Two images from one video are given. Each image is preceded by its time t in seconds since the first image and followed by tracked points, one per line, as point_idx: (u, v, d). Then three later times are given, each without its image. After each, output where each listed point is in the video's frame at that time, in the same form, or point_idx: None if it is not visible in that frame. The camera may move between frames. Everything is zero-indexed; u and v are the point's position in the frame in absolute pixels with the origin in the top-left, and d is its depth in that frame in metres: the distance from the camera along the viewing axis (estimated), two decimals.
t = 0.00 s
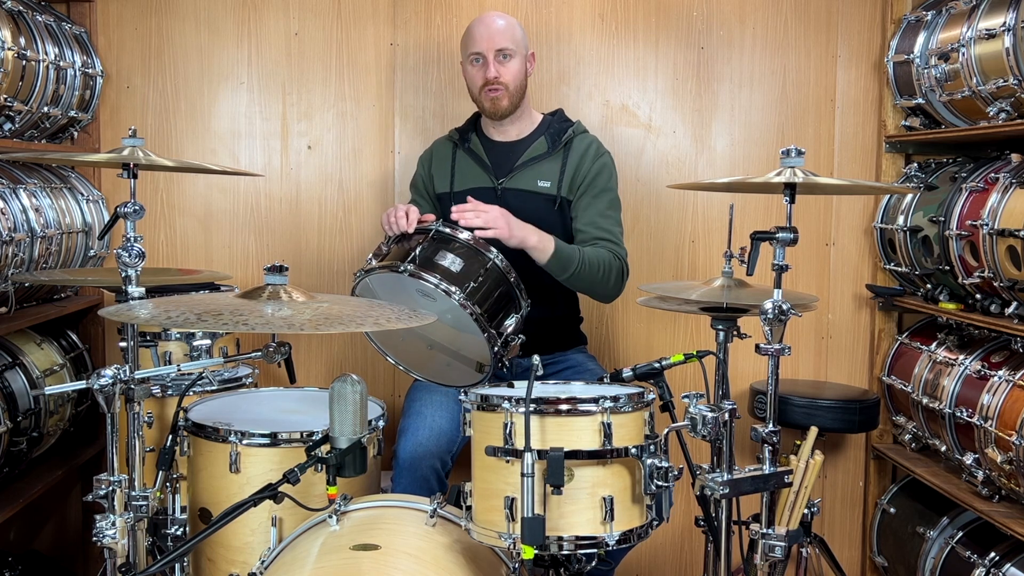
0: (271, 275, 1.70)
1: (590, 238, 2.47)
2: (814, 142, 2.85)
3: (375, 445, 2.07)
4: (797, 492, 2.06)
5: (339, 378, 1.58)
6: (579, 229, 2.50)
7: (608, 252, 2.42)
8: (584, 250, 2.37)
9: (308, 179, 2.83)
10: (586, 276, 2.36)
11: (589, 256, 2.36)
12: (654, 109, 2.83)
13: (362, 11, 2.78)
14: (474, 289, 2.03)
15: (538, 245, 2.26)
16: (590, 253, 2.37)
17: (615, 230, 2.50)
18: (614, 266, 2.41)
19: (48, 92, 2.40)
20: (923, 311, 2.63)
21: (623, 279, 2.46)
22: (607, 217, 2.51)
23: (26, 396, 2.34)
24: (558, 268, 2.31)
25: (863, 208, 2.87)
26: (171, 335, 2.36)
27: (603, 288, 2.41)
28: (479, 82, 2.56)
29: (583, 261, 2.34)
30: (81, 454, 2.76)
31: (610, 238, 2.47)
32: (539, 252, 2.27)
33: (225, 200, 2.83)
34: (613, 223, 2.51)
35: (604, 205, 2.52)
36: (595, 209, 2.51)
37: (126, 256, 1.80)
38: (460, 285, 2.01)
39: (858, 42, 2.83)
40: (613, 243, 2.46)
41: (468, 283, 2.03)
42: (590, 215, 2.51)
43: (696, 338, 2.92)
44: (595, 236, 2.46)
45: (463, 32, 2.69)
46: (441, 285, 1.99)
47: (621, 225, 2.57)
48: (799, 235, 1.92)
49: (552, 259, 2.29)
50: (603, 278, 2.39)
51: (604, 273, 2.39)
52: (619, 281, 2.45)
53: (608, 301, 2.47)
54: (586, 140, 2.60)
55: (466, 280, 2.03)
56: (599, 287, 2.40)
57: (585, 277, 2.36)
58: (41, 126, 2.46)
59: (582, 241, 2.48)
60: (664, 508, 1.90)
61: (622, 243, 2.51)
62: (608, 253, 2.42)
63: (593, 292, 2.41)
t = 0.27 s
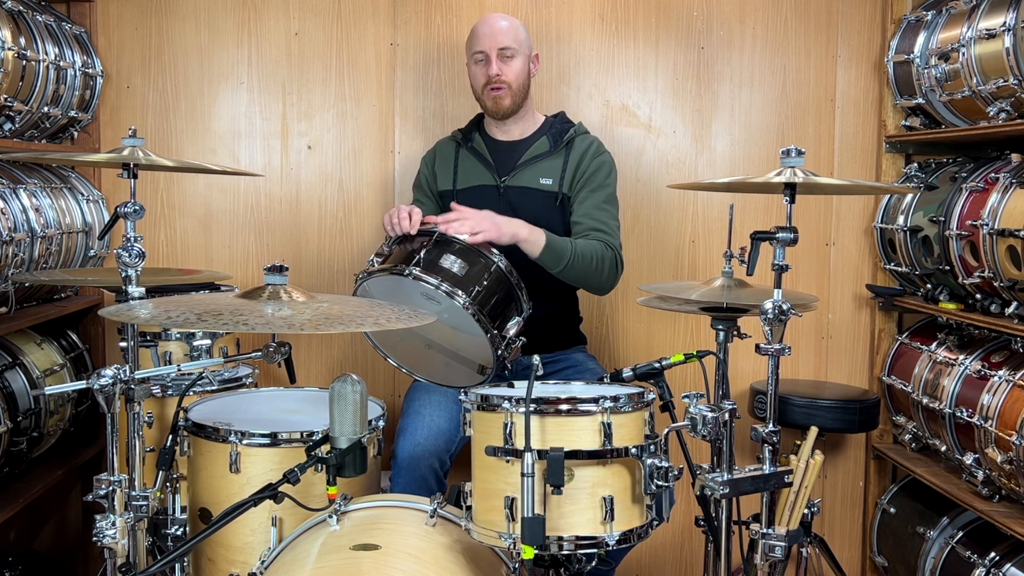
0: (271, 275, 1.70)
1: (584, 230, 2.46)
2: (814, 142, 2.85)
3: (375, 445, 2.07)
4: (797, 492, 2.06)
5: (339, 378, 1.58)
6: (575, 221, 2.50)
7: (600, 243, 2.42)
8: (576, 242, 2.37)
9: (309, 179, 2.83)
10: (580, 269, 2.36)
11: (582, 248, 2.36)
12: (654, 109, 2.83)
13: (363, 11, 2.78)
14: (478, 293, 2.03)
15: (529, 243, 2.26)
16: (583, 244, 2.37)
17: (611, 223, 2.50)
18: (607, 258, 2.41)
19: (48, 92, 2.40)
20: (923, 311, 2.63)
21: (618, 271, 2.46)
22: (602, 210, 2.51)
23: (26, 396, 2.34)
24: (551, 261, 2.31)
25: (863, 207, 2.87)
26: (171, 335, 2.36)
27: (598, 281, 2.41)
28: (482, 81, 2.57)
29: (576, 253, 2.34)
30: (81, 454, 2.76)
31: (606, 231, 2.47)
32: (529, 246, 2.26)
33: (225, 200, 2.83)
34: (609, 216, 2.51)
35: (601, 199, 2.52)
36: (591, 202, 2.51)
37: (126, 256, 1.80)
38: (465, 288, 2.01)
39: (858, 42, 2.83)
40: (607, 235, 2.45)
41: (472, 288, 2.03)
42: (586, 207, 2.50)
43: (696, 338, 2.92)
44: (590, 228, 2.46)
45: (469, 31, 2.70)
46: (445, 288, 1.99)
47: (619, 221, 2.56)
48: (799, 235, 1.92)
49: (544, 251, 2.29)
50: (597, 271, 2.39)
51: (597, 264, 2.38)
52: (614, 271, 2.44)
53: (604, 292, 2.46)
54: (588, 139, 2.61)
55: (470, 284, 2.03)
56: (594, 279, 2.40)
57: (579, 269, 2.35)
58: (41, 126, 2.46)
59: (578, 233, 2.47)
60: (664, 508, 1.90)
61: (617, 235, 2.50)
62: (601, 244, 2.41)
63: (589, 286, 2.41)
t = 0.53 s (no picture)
0: (271, 275, 1.70)
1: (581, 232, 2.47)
2: (814, 142, 2.85)
3: (375, 445, 2.07)
4: (797, 492, 2.06)
5: (339, 378, 1.58)
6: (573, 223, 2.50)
7: (596, 247, 2.42)
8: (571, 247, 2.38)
9: (309, 179, 2.83)
10: (578, 274, 2.37)
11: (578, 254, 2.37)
12: (654, 109, 2.83)
13: (363, 11, 2.78)
14: (481, 292, 2.03)
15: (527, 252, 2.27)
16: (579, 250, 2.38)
17: (609, 226, 2.50)
18: (604, 262, 2.41)
19: (48, 92, 2.40)
20: (923, 311, 2.63)
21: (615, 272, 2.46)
22: (599, 212, 2.51)
23: (26, 396, 2.34)
24: (547, 269, 2.32)
25: (863, 207, 2.87)
26: (171, 335, 2.36)
27: (596, 285, 2.42)
28: (481, 80, 2.57)
29: (572, 260, 2.35)
30: (81, 454, 2.76)
31: (602, 233, 2.47)
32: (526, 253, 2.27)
33: (225, 200, 2.83)
34: (606, 218, 2.51)
35: (599, 200, 2.52)
36: (588, 203, 2.51)
37: (126, 256, 1.80)
38: (467, 287, 2.01)
39: (858, 42, 2.83)
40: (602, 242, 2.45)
41: (476, 287, 2.03)
42: (584, 208, 2.51)
43: (696, 338, 2.92)
44: (586, 231, 2.47)
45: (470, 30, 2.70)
46: (448, 287, 1.99)
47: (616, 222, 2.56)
48: (799, 235, 1.92)
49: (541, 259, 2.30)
50: (595, 275, 2.40)
51: (593, 269, 2.39)
52: (611, 275, 2.45)
53: (599, 295, 2.47)
54: (586, 140, 2.61)
55: (473, 283, 2.03)
56: (592, 283, 2.41)
57: (577, 273, 2.37)
58: (41, 126, 2.46)
59: (575, 235, 2.48)
60: (665, 508, 1.90)
61: (614, 238, 2.50)
62: (597, 249, 2.41)
63: (588, 289, 2.42)
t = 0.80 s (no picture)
0: (271, 275, 1.70)
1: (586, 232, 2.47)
2: (814, 142, 2.85)
3: (375, 445, 2.07)
4: (797, 492, 2.06)
5: (339, 378, 1.58)
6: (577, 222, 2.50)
7: (600, 244, 2.42)
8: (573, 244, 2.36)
9: (309, 179, 2.83)
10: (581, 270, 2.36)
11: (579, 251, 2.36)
12: (654, 109, 2.83)
13: (363, 11, 2.78)
14: (474, 293, 2.03)
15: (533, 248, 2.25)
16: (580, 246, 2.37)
17: (612, 225, 2.50)
18: (608, 259, 2.41)
19: (48, 92, 2.40)
20: (923, 311, 2.63)
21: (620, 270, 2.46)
22: (601, 212, 2.51)
23: (26, 396, 2.35)
24: (550, 264, 2.30)
25: (863, 207, 2.87)
26: (171, 335, 2.36)
27: (601, 280, 2.41)
28: (490, 81, 2.56)
29: (575, 256, 2.33)
30: (81, 454, 2.76)
31: (605, 233, 2.47)
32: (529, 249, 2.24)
33: (225, 200, 2.83)
34: (609, 218, 2.51)
35: (601, 201, 2.52)
36: (589, 204, 2.51)
37: (126, 256, 1.80)
38: (460, 288, 2.02)
39: (858, 42, 2.83)
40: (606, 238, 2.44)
41: (467, 287, 2.03)
42: (586, 209, 2.51)
43: (696, 338, 2.92)
44: (590, 230, 2.47)
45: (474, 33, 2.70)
46: (441, 289, 2.00)
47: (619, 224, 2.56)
48: (799, 235, 1.92)
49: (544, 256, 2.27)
50: (598, 270, 2.39)
51: (597, 264, 2.38)
52: (617, 272, 2.44)
53: (607, 293, 2.46)
54: (587, 142, 2.62)
55: (466, 284, 2.04)
56: (597, 281, 2.40)
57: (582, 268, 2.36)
58: (42, 126, 2.46)
59: (580, 234, 2.47)
60: (665, 509, 1.90)
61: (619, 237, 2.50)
62: (600, 245, 2.41)
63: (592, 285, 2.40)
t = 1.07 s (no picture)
0: (271, 274, 1.70)
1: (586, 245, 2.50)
2: (814, 142, 2.85)
3: (375, 445, 2.07)
4: (797, 492, 2.06)
5: (339, 378, 1.58)
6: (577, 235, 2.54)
7: (599, 260, 2.45)
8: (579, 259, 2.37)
9: (309, 179, 2.83)
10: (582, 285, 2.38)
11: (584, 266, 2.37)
12: (654, 109, 2.83)
13: (363, 11, 2.78)
14: (465, 292, 2.05)
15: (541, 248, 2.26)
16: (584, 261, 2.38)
17: (610, 242, 2.53)
18: (604, 277, 2.43)
19: (48, 92, 2.40)
20: (923, 311, 2.63)
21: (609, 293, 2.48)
22: (601, 228, 2.54)
23: (26, 396, 2.35)
24: (554, 271, 2.31)
25: (863, 207, 2.87)
26: (171, 335, 2.36)
27: (590, 299, 2.43)
28: (490, 71, 2.56)
29: (578, 269, 2.34)
30: (81, 454, 2.76)
31: (604, 249, 2.50)
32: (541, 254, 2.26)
33: (225, 200, 2.83)
34: (609, 235, 2.54)
35: (603, 216, 2.55)
36: (593, 218, 2.54)
37: (126, 256, 1.80)
38: (451, 287, 2.03)
39: (858, 42, 2.83)
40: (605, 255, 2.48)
41: (458, 286, 2.04)
42: (589, 222, 2.54)
43: (696, 338, 2.92)
44: (589, 246, 2.49)
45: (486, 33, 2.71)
46: (432, 289, 2.01)
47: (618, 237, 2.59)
48: (799, 235, 1.92)
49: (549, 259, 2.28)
50: (595, 286, 2.41)
51: (594, 281, 2.40)
52: (604, 293, 2.46)
53: (592, 309, 2.48)
54: (592, 151, 2.63)
55: (457, 283, 2.05)
56: (587, 296, 2.41)
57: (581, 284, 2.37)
58: (42, 126, 2.46)
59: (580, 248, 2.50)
60: (665, 508, 1.90)
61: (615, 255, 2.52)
62: (600, 262, 2.44)
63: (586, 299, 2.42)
